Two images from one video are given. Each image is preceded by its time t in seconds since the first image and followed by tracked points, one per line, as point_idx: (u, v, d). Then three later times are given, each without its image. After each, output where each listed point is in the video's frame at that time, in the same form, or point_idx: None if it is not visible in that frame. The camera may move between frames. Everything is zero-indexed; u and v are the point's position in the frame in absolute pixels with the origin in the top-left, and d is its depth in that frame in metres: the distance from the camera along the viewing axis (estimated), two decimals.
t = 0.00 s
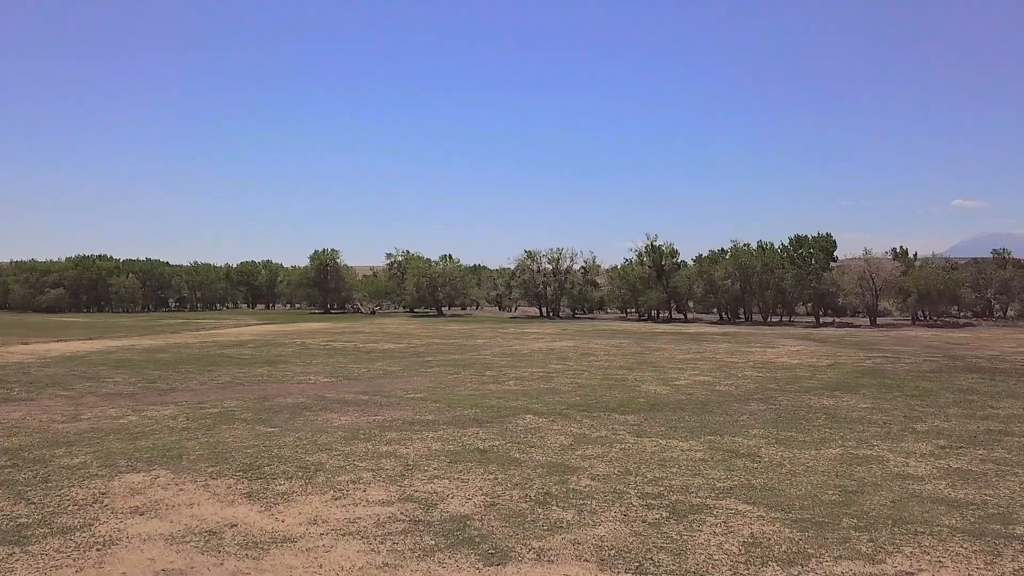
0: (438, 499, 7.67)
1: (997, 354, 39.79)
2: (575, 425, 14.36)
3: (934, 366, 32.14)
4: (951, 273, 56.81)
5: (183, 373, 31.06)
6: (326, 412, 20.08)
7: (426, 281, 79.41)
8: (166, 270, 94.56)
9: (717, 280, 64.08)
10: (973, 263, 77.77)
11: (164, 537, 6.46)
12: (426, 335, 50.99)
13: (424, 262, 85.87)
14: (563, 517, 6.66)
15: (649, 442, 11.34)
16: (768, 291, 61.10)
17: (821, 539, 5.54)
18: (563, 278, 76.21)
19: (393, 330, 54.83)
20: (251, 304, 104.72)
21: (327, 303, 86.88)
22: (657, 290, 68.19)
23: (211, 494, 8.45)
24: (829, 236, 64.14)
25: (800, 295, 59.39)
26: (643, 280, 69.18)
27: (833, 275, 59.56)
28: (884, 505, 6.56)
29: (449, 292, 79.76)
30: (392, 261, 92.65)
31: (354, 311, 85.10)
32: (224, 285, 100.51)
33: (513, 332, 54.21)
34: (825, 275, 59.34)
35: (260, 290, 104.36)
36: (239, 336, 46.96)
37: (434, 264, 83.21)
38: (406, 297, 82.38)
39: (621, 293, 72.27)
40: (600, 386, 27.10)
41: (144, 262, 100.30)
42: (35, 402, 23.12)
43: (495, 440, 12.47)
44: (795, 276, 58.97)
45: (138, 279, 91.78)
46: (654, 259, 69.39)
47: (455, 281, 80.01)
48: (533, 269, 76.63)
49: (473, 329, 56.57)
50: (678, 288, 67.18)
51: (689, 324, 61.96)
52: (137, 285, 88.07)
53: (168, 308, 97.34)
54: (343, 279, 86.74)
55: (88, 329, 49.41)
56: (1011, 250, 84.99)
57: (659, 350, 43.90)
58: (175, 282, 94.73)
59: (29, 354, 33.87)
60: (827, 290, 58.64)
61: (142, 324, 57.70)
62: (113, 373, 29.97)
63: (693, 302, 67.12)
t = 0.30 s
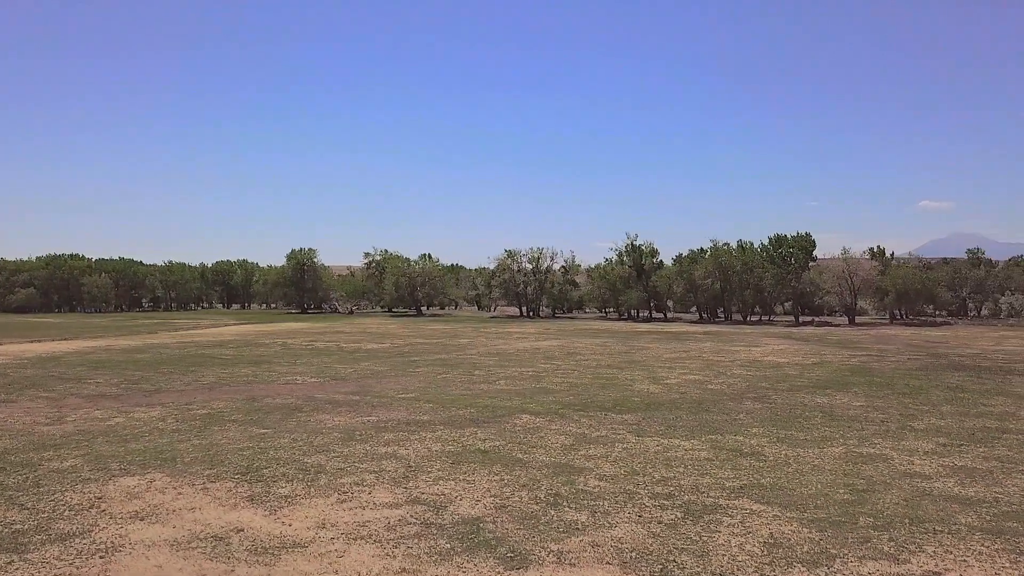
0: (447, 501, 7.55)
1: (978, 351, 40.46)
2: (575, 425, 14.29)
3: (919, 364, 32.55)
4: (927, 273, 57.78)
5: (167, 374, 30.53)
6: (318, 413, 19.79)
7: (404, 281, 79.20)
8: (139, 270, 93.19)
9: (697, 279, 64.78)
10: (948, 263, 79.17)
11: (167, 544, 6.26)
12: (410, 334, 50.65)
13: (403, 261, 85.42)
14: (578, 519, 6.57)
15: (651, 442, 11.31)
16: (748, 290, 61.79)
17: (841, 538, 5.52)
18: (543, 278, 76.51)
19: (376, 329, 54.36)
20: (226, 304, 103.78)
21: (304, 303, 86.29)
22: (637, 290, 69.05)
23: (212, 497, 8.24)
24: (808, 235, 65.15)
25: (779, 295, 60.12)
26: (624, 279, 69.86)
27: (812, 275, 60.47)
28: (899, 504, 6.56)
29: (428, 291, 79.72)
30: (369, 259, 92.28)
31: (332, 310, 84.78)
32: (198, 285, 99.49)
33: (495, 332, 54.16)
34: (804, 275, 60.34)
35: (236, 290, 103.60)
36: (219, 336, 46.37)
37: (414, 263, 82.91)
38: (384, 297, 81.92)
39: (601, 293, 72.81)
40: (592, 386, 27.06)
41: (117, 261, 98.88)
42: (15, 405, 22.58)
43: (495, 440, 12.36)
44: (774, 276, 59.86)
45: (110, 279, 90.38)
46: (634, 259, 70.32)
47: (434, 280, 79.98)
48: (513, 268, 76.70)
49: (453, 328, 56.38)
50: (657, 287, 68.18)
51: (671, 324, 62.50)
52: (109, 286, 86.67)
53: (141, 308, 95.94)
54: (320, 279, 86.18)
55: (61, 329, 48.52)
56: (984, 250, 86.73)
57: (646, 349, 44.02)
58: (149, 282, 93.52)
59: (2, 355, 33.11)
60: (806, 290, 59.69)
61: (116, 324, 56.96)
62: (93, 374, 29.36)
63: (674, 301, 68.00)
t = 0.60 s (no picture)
0: (457, 503, 7.44)
1: (958, 350, 41.17)
2: (573, 424, 14.25)
3: (903, 362, 32.98)
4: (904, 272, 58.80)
5: (150, 374, 30.00)
6: (310, 414, 19.53)
7: (383, 280, 79.03)
8: (113, 270, 91.67)
9: (678, 278, 65.20)
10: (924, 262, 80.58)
11: (174, 551, 6.08)
12: (394, 334, 50.31)
13: (382, 260, 85.09)
14: (594, 521, 6.49)
15: (654, 442, 11.30)
16: (728, 289, 62.31)
17: (863, 538, 5.49)
18: (523, 277, 76.55)
19: (358, 329, 53.87)
20: (202, 304, 102.55)
21: (281, 303, 85.49)
22: (618, 289, 69.27)
23: (214, 501, 8.05)
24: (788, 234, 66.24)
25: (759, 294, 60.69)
26: (605, 279, 70.10)
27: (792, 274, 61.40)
28: (913, 502, 6.58)
29: (408, 290, 79.58)
30: (347, 259, 91.73)
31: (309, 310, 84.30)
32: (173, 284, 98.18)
33: (479, 331, 53.97)
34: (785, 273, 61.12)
35: (211, 290, 102.43)
36: (199, 336, 45.71)
37: (394, 262, 82.60)
38: (363, 296, 81.50)
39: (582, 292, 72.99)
40: (584, 385, 27.01)
41: (89, 261, 97.21)
42: None
43: (496, 440, 12.27)
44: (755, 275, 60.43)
45: (83, 278, 88.81)
46: (614, 258, 70.52)
47: (412, 279, 79.85)
48: (493, 268, 76.72)
49: (435, 328, 56.18)
50: (638, 287, 68.55)
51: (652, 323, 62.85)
52: (81, 285, 85.22)
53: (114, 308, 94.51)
54: (297, 277, 85.43)
55: (34, 330, 47.49)
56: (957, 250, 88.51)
57: (632, 348, 44.13)
58: (123, 281, 92.08)
59: None
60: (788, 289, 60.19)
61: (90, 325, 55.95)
62: (73, 375, 28.74)
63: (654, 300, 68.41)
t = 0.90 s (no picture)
0: (470, 506, 7.34)
1: (940, 348, 41.86)
2: (574, 424, 14.21)
3: (888, 361, 33.40)
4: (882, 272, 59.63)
5: (133, 375, 29.48)
6: (304, 415, 19.28)
7: (362, 280, 78.80)
8: (86, 269, 90.19)
9: (658, 278, 65.60)
10: (901, 262, 81.96)
11: (185, 557, 5.92)
12: (378, 334, 50.00)
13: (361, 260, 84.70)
14: (612, 522, 6.43)
15: (658, 442, 11.28)
16: (709, 288, 62.54)
17: (885, 537, 5.48)
18: (504, 276, 76.56)
19: (340, 330, 53.44)
20: (177, 304, 101.20)
21: (258, 302, 84.67)
22: (599, 288, 69.46)
23: (218, 506, 7.87)
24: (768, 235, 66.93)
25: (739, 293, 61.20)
26: (586, 278, 70.33)
27: (771, 275, 62.17)
28: (928, 501, 6.61)
29: (387, 290, 79.36)
30: (325, 258, 91.14)
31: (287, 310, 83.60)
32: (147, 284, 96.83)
33: (463, 331, 53.79)
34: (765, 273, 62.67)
35: (187, 290, 101.09)
36: (179, 337, 45.05)
37: (373, 262, 82.33)
38: (343, 296, 81.13)
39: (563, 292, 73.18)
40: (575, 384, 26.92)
41: (61, 260, 95.53)
42: None
43: (499, 441, 12.19)
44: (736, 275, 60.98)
45: (55, 278, 87.23)
46: (595, 258, 70.70)
47: (391, 278, 79.60)
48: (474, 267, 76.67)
49: (417, 328, 56.02)
50: (619, 286, 68.87)
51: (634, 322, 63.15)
52: (53, 285, 83.75)
53: (87, 308, 92.89)
54: (275, 276, 84.66)
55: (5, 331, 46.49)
56: (932, 250, 90.23)
57: (620, 347, 44.25)
58: (96, 281, 90.58)
59: None
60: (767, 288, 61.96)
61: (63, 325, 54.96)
62: (53, 376, 28.13)
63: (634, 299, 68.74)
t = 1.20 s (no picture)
0: (482, 507, 7.24)
1: (923, 346, 42.50)
2: (575, 424, 14.18)
3: (872, 359, 33.76)
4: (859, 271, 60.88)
5: (114, 376, 28.91)
6: (297, 416, 19.01)
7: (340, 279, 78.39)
8: (57, 269, 88.48)
9: (639, 277, 65.86)
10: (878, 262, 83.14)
11: (194, 565, 5.76)
12: (360, 334, 49.58)
13: (340, 259, 84.10)
14: (631, 523, 6.37)
15: (661, 441, 11.30)
16: (688, 287, 63.81)
17: (908, 536, 5.47)
18: (484, 275, 76.38)
19: (320, 329, 52.84)
20: (151, 304, 99.67)
21: (234, 302, 83.67)
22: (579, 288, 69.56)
23: (224, 510, 7.69)
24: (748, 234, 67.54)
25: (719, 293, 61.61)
26: (566, 277, 70.44)
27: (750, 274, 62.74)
28: (942, 498, 6.64)
29: (366, 289, 78.95)
30: (302, 257, 90.33)
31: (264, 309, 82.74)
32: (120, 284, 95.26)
33: (446, 330, 53.47)
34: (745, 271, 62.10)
35: (160, 290, 99.40)
36: (156, 337, 44.28)
37: (352, 261, 81.85)
38: (320, 296, 80.55)
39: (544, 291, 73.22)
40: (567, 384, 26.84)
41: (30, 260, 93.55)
42: None
43: (502, 441, 12.12)
44: (716, 275, 61.45)
45: (24, 278, 85.44)
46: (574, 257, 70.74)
47: (369, 277, 79.18)
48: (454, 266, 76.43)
49: (397, 327, 55.72)
50: (600, 286, 69.09)
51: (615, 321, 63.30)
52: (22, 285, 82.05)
53: (57, 308, 91.05)
54: (251, 276, 83.70)
55: None
56: (908, 250, 91.58)
57: (607, 346, 44.32)
58: (66, 281, 88.82)
59: None
60: (748, 287, 60.58)
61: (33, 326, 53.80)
62: (32, 378, 27.50)
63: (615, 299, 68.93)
